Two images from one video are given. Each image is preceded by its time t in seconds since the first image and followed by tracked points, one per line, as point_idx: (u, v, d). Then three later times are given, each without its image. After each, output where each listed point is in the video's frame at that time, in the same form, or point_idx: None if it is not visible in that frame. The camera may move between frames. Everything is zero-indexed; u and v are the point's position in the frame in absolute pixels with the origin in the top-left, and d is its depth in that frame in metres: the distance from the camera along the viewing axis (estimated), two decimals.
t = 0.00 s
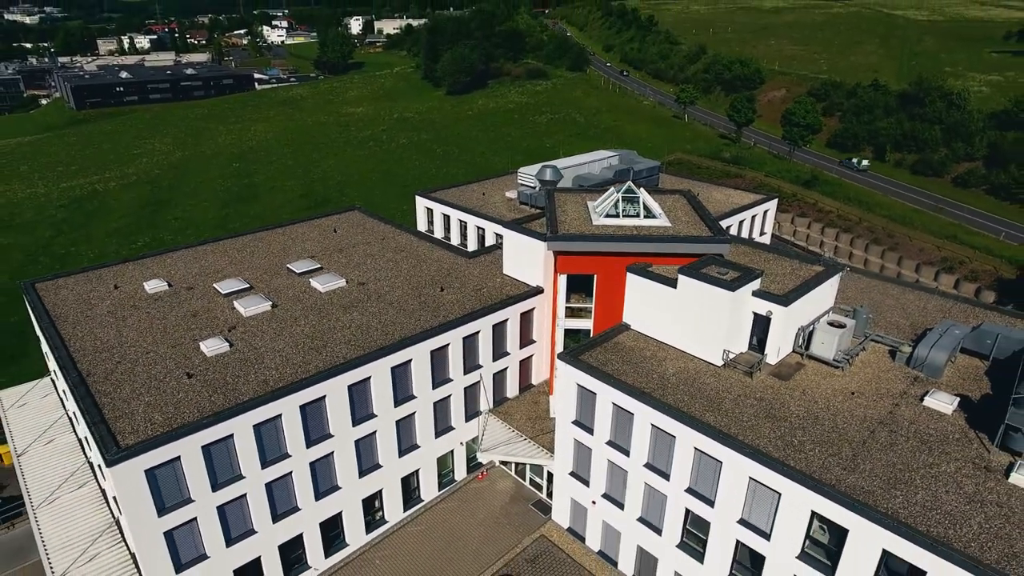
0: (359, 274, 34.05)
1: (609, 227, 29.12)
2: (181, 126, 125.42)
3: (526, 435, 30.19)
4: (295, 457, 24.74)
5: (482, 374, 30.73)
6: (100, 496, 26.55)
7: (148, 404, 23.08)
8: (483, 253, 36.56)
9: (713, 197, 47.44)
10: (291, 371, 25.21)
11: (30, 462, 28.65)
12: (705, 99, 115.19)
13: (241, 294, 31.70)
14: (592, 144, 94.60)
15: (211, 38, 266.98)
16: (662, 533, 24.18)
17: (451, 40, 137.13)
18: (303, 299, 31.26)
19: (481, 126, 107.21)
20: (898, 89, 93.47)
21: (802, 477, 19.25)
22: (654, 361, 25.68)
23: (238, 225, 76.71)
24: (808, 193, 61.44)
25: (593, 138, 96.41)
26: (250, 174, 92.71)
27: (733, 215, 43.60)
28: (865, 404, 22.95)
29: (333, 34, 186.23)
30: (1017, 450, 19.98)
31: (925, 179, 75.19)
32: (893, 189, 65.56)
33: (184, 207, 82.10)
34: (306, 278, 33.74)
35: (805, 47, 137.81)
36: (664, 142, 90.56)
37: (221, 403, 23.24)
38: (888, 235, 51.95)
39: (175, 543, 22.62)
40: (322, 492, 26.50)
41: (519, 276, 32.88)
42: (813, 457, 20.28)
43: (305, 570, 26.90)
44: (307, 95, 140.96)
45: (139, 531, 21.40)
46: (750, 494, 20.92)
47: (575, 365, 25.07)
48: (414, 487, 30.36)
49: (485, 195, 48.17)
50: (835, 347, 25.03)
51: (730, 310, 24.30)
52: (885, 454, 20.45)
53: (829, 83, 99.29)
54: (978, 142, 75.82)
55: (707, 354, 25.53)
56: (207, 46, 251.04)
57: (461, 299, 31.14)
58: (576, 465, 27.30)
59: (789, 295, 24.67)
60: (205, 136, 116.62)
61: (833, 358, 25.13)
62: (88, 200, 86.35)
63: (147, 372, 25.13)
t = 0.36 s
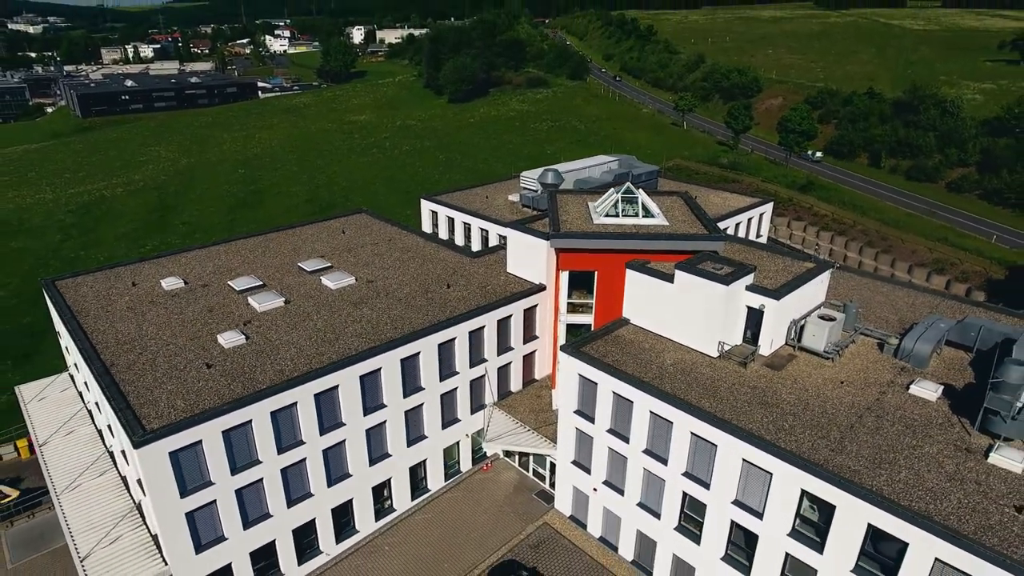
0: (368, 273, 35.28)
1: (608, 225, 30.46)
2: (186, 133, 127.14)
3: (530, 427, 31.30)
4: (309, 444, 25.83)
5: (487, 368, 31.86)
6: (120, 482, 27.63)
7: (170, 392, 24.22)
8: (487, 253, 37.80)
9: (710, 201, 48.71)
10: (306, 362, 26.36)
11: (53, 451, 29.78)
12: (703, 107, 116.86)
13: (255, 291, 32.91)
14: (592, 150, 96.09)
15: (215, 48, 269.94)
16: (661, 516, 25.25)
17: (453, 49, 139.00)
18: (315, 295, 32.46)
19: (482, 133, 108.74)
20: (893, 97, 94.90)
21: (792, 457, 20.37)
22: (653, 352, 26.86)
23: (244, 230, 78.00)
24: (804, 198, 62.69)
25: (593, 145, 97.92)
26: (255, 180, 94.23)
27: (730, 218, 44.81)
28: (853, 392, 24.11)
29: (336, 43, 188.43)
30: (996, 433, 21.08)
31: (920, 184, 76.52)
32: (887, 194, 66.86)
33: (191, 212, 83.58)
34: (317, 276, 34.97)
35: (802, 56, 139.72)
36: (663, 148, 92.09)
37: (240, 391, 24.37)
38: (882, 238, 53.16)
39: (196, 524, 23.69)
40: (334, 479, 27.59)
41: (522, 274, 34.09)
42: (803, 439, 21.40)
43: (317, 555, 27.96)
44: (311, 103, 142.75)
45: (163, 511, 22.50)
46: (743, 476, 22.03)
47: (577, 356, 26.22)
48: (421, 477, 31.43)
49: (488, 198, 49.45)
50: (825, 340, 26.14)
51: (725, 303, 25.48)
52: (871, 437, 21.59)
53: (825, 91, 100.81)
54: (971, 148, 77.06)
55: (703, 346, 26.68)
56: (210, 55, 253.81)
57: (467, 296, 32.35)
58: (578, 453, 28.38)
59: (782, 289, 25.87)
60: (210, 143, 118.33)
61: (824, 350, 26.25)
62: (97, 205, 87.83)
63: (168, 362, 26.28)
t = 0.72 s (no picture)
0: (376, 271, 36.49)
1: (608, 224, 31.83)
2: (191, 140, 128.78)
3: (532, 419, 32.42)
4: (321, 431, 26.96)
5: (491, 362, 33.02)
6: (139, 469, 28.74)
7: (190, 380, 25.40)
8: (490, 253, 39.04)
9: (707, 204, 49.98)
10: (319, 353, 27.53)
11: (73, 440, 30.88)
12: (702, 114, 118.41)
13: (268, 288, 34.11)
14: (591, 156, 97.59)
15: (217, 56, 272.28)
16: (659, 501, 26.36)
17: (455, 57, 140.78)
18: (325, 292, 33.66)
19: (484, 140, 110.24)
20: (889, 104, 96.36)
21: (782, 440, 21.51)
22: (651, 344, 28.04)
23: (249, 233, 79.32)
24: (800, 201, 63.99)
25: (593, 151, 99.45)
26: (260, 185, 95.68)
27: (727, 219, 46.04)
28: (842, 381, 25.27)
29: (338, 52, 190.59)
30: (975, 417, 22.24)
31: (914, 189, 77.81)
32: (881, 198, 68.21)
33: (197, 217, 84.99)
34: (327, 274, 36.16)
35: (800, 64, 141.54)
36: (662, 154, 93.59)
37: (257, 379, 25.55)
38: (876, 240, 54.37)
39: (214, 506, 24.80)
40: (345, 467, 28.72)
41: (525, 272, 35.32)
42: (793, 423, 22.56)
43: (327, 541, 29.06)
44: (314, 110, 144.52)
45: (184, 493, 23.64)
46: (736, 459, 23.17)
47: (578, 348, 27.41)
48: (427, 467, 32.53)
49: (491, 201, 50.72)
50: (816, 332, 27.28)
51: (719, 296, 26.66)
52: (858, 421, 22.73)
53: (821, 98, 102.29)
54: (964, 154, 78.38)
55: (698, 338, 27.84)
56: (213, 63, 256.36)
57: (472, 292, 33.56)
58: (579, 442, 29.52)
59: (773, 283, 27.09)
60: (215, 150, 119.92)
61: (815, 342, 27.42)
62: (105, 209, 89.26)
63: (187, 353, 27.47)
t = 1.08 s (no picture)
0: (383, 268, 37.74)
1: (607, 222, 33.18)
2: (195, 145, 130.33)
3: (535, 410, 33.63)
4: (332, 419, 28.12)
5: (495, 355, 34.22)
6: (156, 457, 29.87)
7: (208, 369, 26.59)
8: (493, 251, 40.32)
9: (704, 206, 51.30)
10: (330, 344, 28.71)
11: (91, 430, 32.05)
12: (700, 120, 119.97)
13: (279, 284, 35.36)
14: (591, 161, 99.04)
15: (219, 63, 274.62)
16: (656, 486, 27.52)
17: (456, 64, 142.57)
18: (335, 287, 34.93)
19: (485, 145, 111.79)
20: (884, 110, 97.84)
21: (772, 422, 22.66)
22: (649, 335, 29.29)
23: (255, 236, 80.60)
24: (795, 205, 65.31)
25: (593, 156, 100.96)
26: (265, 189, 97.17)
27: (723, 220, 47.31)
28: (831, 369, 26.50)
29: (341, 59, 192.70)
30: (956, 402, 23.44)
31: (908, 193, 79.17)
32: (874, 202, 69.55)
33: (203, 220, 86.44)
34: (335, 271, 37.41)
35: (797, 72, 143.33)
36: (660, 158, 95.07)
37: (272, 368, 26.75)
38: (870, 241, 55.53)
39: (230, 490, 25.94)
40: (354, 454, 29.84)
41: (526, 270, 36.53)
42: (782, 408, 23.77)
43: (337, 526, 30.16)
44: (316, 116, 146.24)
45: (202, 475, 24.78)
46: (730, 442, 24.33)
47: (579, 339, 28.62)
48: (433, 457, 33.68)
49: (494, 203, 52.07)
50: (806, 325, 28.42)
51: (713, 290, 27.86)
52: (844, 406, 23.96)
53: (818, 104, 103.78)
54: (957, 158, 79.77)
55: (693, 331, 29.04)
56: (216, 70, 258.68)
57: (477, 288, 34.82)
58: (580, 431, 30.68)
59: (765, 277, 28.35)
60: (220, 155, 121.42)
61: (805, 334, 28.56)
62: (111, 213, 90.60)
63: (204, 344, 28.70)
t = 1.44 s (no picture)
0: (390, 264, 39.02)
1: (605, 220, 34.59)
2: (200, 150, 131.86)
3: (537, 401, 34.88)
4: (343, 406, 29.37)
5: (499, 348, 35.45)
6: (173, 444, 31.05)
7: (226, 357, 27.83)
8: (496, 249, 41.62)
9: (701, 207, 52.67)
10: (342, 335, 29.98)
11: (110, 419, 33.25)
12: (699, 125, 121.57)
13: (290, 279, 36.65)
14: (591, 164, 100.51)
15: (221, 69, 276.91)
16: (654, 470, 28.72)
17: (458, 69, 144.38)
18: (344, 283, 36.22)
19: (487, 149, 113.37)
20: (879, 114, 99.39)
21: (763, 406, 23.89)
22: (646, 327, 30.59)
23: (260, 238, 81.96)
24: (791, 206, 66.67)
25: (592, 159, 102.49)
26: (270, 192, 98.65)
27: (720, 220, 48.65)
28: (820, 358, 27.76)
29: (343, 64, 194.69)
30: (937, 387, 24.65)
31: (903, 195, 80.61)
32: (869, 204, 70.86)
33: (210, 222, 87.85)
34: (344, 268, 38.71)
35: (795, 77, 145.16)
36: (659, 162, 96.56)
37: (286, 356, 28.00)
38: (864, 241, 56.84)
39: (247, 472, 27.15)
40: (364, 441, 31.05)
41: (528, 266, 37.78)
42: (773, 393, 25.01)
43: (347, 511, 31.33)
44: (319, 121, 147.99)
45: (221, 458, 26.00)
46: (724, 426, 25.55)
47: (580, 330, 29.88)
48: (438, 446, 34.86)
49: (496, 204, 53.44)
50: (798, 316, 29.69)
51: (708, 283, 29.14)
52: (832, 391, 25.22)
53: (814, 109, 105.33)
54: (950, 161, 81.19)
55: (689, 322, 30.32)
56: (218, 75, 260.93)
57: (482, 283, 36.09)
58: (580, 420, 31.90)
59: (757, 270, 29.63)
60: (225, 159, 122.89)
61: (797, 326, 29.82)
62: (118, 215, 91.93)
63: (220, 334, 29.96)
